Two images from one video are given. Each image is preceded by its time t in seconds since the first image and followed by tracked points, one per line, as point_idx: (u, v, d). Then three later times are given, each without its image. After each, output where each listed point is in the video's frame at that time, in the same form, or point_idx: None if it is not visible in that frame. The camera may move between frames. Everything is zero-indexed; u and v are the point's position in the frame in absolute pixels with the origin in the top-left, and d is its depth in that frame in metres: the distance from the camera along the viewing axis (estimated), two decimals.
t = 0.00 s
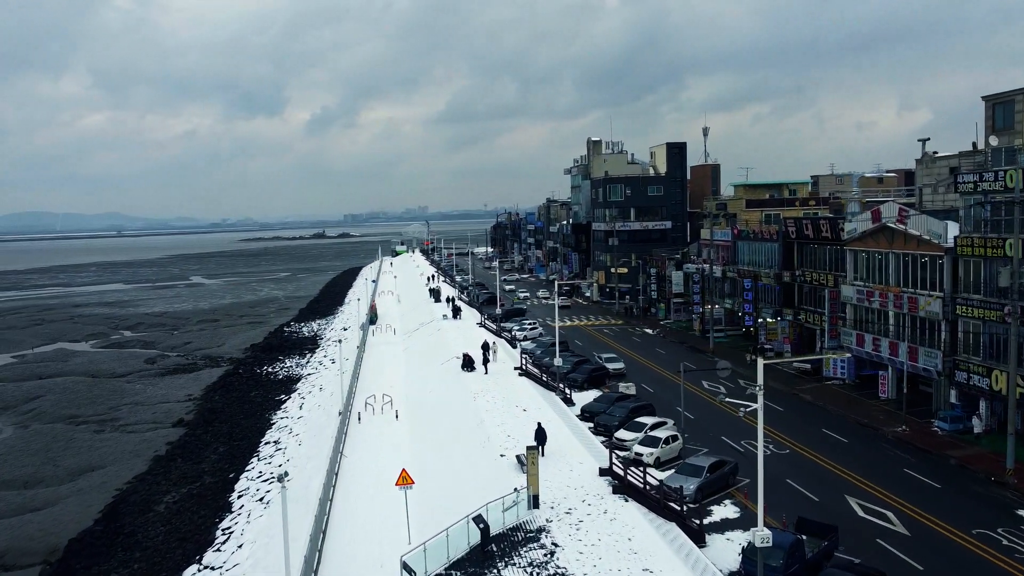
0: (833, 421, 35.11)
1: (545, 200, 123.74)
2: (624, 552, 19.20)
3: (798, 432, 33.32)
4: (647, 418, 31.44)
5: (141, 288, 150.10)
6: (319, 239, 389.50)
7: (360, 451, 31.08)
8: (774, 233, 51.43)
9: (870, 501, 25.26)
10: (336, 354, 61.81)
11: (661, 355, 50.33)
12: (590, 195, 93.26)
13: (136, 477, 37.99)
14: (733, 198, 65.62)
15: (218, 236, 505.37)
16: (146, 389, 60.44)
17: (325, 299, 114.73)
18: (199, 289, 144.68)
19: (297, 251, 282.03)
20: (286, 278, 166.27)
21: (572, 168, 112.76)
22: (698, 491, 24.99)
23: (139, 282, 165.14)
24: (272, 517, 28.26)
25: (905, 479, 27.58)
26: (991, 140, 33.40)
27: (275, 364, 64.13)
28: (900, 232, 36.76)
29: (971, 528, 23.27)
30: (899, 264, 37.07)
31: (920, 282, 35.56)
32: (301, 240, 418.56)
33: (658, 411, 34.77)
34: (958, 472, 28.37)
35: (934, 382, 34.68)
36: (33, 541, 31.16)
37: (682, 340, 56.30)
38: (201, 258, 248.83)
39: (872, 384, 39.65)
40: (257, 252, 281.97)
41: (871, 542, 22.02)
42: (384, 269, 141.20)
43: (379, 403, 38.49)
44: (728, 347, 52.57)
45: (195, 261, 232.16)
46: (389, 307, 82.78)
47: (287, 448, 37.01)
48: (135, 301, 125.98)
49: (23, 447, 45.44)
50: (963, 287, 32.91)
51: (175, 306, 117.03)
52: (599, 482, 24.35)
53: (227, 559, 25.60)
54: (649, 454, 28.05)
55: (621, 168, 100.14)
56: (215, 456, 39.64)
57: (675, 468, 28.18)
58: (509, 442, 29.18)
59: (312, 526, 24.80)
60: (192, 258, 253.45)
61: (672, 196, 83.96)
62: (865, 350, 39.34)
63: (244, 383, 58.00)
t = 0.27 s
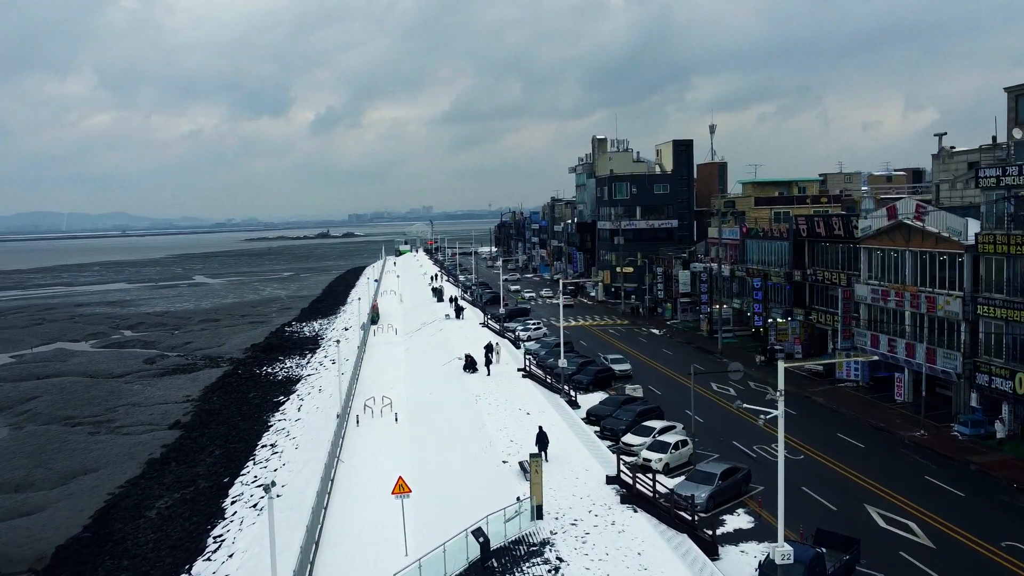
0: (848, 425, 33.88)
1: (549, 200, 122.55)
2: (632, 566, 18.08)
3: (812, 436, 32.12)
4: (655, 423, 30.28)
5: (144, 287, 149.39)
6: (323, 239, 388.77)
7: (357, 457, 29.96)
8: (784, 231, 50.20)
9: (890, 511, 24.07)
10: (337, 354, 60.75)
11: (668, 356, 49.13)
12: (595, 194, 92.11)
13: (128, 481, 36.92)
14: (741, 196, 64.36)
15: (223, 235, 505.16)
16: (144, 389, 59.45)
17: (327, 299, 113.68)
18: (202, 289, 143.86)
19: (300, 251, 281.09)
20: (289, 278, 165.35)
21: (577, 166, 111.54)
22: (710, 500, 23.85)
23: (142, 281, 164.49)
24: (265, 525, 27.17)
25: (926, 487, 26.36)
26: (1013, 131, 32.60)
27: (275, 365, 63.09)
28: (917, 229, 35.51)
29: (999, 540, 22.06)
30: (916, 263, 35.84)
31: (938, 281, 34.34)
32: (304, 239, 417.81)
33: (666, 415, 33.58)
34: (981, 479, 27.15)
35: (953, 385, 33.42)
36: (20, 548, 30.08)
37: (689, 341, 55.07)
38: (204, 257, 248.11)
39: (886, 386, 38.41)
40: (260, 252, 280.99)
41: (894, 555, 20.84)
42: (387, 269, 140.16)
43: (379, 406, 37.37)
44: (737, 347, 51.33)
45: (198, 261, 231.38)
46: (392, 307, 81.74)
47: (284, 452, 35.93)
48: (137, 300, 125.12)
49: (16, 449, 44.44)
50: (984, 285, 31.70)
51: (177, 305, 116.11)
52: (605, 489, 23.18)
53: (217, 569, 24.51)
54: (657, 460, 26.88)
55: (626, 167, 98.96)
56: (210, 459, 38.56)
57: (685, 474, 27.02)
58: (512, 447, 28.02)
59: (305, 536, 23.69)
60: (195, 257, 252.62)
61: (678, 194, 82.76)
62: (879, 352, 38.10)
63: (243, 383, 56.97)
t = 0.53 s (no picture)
0: (867, 430, 32.43)
1: (556, 199, 121.11)
2: None
3: (830, 442, 30.69)
4: (667, 428, 28.94)
5: (148, 286, 148.67)
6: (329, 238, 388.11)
7: (355, 463, 28.69)
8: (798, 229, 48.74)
9: (918, 524, 22.64)
10: (338, 355, 59.54)
11: (677, 358, 47.73)
12: (602, 192, 90.72)
13: (121, 485, 35.75)
14: (752, 193, 62.87)
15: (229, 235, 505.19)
16: (142, 390, 58.37)
17: (331, 299, 112.57)
18: (206, 288, 143.00)
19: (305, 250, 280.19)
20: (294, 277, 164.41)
21: (583, 164, 110.11)
22: (726, 511, 22.53)
23: (147, 281, 163.77)
24: (257, 533, 25.92)
25: (954, 497, 24.92)
26: None
27: (275, 365, 61.92)
28: (940, 226, 34.02)
29: None
30: (938, 261, 34.35)
31: (962, 281, 32.85)
32: (310, 239, 417.36)
33: (678, 420, 32.21)
34: (1012, 489, 25.68)
35: (978, 389, 31.93)
36: (4, 557, 28.93)
37: (699, 342, 53.65)
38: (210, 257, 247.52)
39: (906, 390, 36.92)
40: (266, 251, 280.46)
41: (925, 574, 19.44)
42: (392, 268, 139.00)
43: (379, 409, 36.15)
44: (749, 349, 49.89)
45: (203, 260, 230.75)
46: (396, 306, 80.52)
47: (281, 456, 34.70)
48: (141, 299, 124.29)
49: (9, 452, 43.36)
50: (1013, 285, 30.19)
51: (180, 305, 115.15)
52: (614, 499, 21.88)
53: None
54: (669, 469, 25.53)
55: (634, 165, 97.48)
56: (206, 463, 37.37)
57: (698, 483, 25.68)
58: (516, 454, 26.71)
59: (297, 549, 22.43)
60: (200, 257, 251.98)
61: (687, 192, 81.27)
62: (898, 354, 36.61)
63: (243, 384, 55.82)
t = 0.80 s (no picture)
0: (885, 435, 31.26)
1: (562, 198, 120.00)
2: None
3: (846, 447, 29.58)
4: (677, 432, 27.89)
5: (153, 286, 148.35)
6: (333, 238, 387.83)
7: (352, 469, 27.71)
8: (810, 227, 47.58)
9: (944, 536, 21.52)
10: (340, 356, 58.67)
11: (686, 359, 46.64)
12: (608, 190, 89.63)
13: (115, 490, 34.86)
14: (762, 191, 61.74)
15: (234, 235, 505.53)
16: (142, 391, 57.59)
17: (335, 299, 111.77)
18: (210, 287, 142.47)
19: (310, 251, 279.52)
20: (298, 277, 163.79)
21: (589, 163, 109.06)
22: (740, 520, 21.51)
23: (151, 280, 163.36)
24: (251, 541, 24.99)
25: (979, 506, 23.77)
26: None
27: (277, 366, 61.09)
28: (960, 223, 32.84)
29: None
30: (958, 260, 33.18)
31: (983, 280, 31.64)
32: (315, 239, 417.33)
33: (687, 424, 31.13)
34: None
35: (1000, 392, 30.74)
36: None
37: (707, 343, 52.53)
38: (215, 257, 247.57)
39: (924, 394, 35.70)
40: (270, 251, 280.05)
41: None
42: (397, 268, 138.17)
43: (379, 411, 35.18)
44: (759, 350, 48.71)
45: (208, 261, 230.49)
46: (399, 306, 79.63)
47: (278, 461, 33.77)
48: (144, 299, 123.79)
49: (4, 454, 42.59)
50: None
51: (183, 305, 114.51)
52: (623, 509, 20.84)
53: None
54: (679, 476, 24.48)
55: (640, 163, 96.35)
56: (203, 467, 36.49)
57: (711, 490, 24.64)
58: (520, 461, 25.64)
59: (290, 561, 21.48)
60: (205, 257, 251.72)
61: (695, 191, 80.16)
62: (916, 355, 35.40)
63: (244, 385, 54.99)
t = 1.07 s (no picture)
0: (906, 440, 29.97)
1: (568, 197, 118.86)
2: None
3: (866, 453, 28.30)
4: (689, 437, 26.67)
5: (158, 286, 147.86)
6: (340, 238, 387.40)
7: (351, 475, 26.60)
8: (823, 225, 46.27)
9: (975, 550, 20.25)
10: (343, 356, 57.63)
11: (696, 360, 45.41)
12: (616, 189, 88.40)
13: (109, 494, 33.88)
14: (773, 188, 60.39)
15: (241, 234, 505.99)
16: (142, 392, 56.70)
17: (340, 299, 110.88)
18: (215, 287, 141.83)
19: (316, 250, 278.88)
20: (304, 277, 163.05)
21: (596, 162, 107.87)
22: (758, 533, 20.28)
23: (156, 280, 162.95)
24: (244, 551, 23.87)
25: (1011, 518, 22.47)
26: None
27: (279, 366, 60.14)
28: (984, 219, 31.49)
29: None
30: (981, 259, 31.88)
31: (1009, 279, 30.33)
32: (322, 239, 417.06)
33: (699, 429, 29.92)
34: None
35: None
36: None
37: (718, 344, 51.26)
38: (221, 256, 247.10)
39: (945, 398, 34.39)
40: (276, 250, 279.53)
41: None
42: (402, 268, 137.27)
43: (380, 415, 34.05)
44: (771, 351, 47.44)
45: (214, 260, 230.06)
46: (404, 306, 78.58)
47: (276, 465, 32.71)
48: (148, 299, 123.12)
49: None
50: None
51: (188, 304, 113.86)
52: (634, 522, 19.65)
53: None
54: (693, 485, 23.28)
55: (649, 161, 95.11)
56: (199, 471, 35.47)
57: (725, 500, 23.42)
58: (525, 469, 24.48)
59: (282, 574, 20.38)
60: (211, 257, 251.52)
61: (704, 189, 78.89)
62: (937, 357, 34.12)
63: (245, 386, 54.03)
